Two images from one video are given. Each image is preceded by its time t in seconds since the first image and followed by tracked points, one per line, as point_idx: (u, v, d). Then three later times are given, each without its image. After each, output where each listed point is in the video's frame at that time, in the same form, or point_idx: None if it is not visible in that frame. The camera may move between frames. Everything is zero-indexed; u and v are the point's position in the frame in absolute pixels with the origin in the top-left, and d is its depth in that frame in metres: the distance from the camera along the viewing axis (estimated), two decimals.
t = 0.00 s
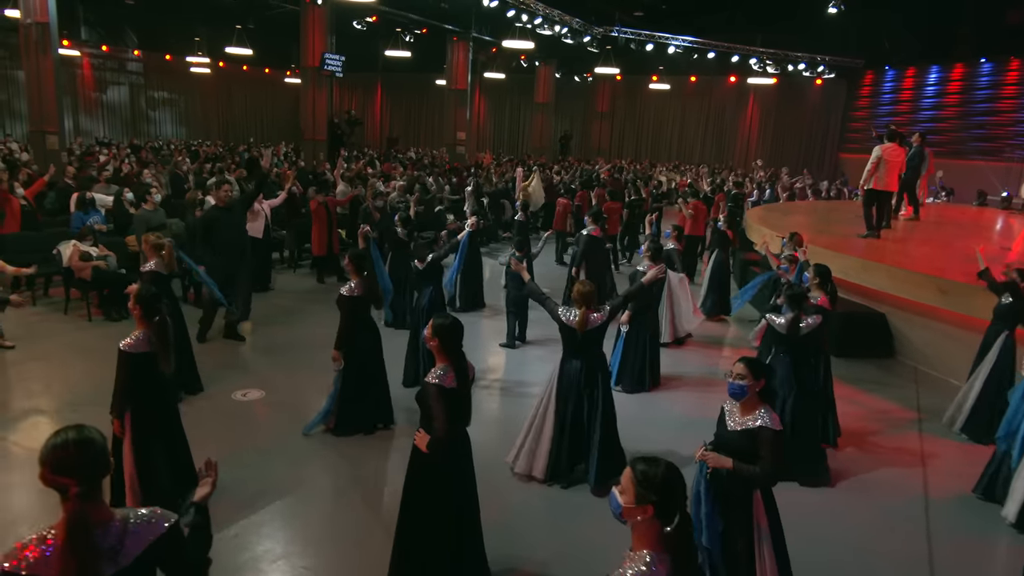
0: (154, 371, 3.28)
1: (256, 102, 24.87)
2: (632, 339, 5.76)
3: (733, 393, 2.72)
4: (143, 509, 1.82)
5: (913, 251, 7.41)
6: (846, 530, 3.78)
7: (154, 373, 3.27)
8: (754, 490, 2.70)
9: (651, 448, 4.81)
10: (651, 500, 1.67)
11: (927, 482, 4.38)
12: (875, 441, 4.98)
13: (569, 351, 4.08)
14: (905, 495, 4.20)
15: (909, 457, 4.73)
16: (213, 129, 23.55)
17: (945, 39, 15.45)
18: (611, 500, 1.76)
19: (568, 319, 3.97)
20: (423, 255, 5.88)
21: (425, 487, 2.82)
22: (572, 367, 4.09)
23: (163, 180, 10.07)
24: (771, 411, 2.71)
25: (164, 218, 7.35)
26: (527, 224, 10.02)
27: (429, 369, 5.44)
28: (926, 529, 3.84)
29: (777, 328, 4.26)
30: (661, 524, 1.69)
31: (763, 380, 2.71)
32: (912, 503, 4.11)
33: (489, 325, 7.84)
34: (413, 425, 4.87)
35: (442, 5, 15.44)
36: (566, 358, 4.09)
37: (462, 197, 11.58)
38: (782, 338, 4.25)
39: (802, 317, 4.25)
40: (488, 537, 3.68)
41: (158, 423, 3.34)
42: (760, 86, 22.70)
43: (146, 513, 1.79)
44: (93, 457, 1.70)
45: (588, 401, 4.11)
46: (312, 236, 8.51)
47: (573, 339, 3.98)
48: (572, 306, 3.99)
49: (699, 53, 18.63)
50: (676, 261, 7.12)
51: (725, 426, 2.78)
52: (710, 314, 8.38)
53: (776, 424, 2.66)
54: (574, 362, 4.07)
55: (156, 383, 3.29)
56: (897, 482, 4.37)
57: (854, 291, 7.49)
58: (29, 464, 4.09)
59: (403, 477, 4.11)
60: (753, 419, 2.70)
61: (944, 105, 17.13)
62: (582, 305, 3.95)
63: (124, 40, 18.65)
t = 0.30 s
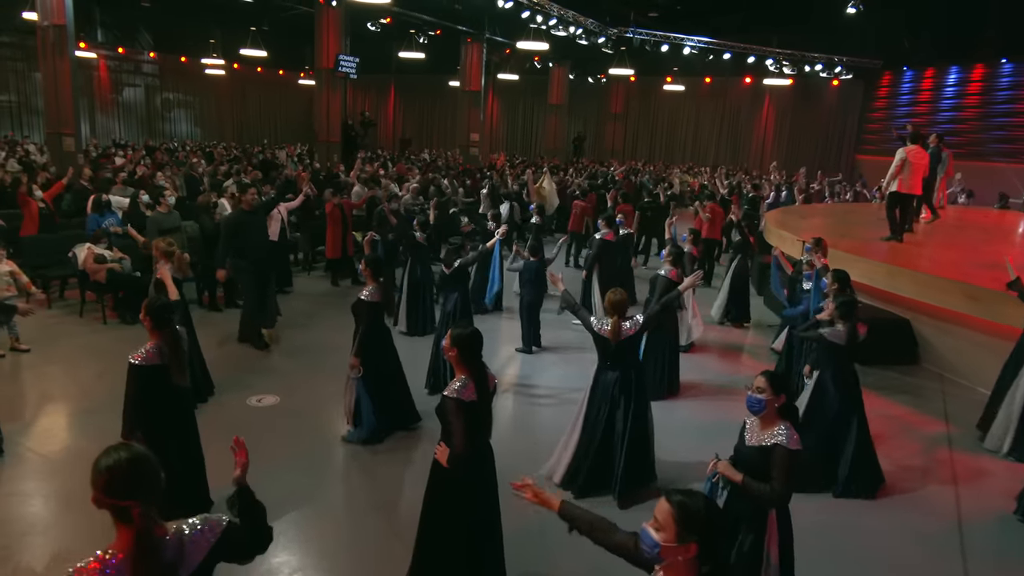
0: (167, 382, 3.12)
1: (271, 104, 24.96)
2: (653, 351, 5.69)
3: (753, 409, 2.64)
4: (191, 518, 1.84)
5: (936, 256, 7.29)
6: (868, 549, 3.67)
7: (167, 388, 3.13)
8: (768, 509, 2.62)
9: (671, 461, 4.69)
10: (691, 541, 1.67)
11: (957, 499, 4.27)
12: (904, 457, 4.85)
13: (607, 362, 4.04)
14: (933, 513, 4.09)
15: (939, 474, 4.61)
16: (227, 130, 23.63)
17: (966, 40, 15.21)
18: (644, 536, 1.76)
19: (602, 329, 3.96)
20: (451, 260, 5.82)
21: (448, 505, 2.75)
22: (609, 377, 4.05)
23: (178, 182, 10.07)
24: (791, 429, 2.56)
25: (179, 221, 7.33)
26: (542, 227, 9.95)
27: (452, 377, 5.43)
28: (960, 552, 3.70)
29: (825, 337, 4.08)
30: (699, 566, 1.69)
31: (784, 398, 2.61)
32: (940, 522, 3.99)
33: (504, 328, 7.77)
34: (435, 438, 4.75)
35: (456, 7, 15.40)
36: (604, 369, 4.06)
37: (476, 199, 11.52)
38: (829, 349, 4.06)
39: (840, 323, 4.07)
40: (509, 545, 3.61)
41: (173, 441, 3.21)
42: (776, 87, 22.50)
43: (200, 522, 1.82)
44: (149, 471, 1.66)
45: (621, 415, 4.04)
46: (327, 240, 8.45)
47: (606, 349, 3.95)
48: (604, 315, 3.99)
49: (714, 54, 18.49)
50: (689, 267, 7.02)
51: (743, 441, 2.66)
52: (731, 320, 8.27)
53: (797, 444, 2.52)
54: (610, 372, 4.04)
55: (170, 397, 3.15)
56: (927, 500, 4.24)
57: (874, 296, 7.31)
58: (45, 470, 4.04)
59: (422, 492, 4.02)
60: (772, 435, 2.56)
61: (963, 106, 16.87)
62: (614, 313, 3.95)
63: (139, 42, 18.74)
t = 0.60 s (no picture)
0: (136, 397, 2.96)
1: (259, 103, 24.74)
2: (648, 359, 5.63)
3: (760, 426, 2.58)
4: (186, 535, 1.85)
5: (926, 261, 7.30)
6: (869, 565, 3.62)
7: (139, 404, 2.97)
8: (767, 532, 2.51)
9: (668, 470, 4.65)
10: None
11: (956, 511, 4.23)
12: (901, 467, 4.81)
13: (609, 367, 3.99)
14: (933, 525, 4.05)
15: (936, 485, 4.57)
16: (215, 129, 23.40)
17: (956, 45, 15.31)
18: None
19: (604, 334, 3.88)
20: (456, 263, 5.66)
21: (447, 519, 2.68)
22: (610, 381, 4.00)
23: (163, 181, 9.90)
24: (796, 448, 2.49)
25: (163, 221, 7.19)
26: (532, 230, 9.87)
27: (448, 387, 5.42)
28: (962, 568, 3.65)
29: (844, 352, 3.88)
30: None
31: (794, 416, 2.54)
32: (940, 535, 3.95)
33: (498, 330, 7.70)
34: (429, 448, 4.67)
35: (447, 6, 15.30)
36: (606, 371, 4.01)
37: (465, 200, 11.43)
38: (847, 362, 3.89)
39: (846, 332, 3.92)
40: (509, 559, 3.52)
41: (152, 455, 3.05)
42: (765, 90, 22.55)
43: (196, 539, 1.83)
44: (147, 498, 1.64)
45: (622, 423, 4.00)
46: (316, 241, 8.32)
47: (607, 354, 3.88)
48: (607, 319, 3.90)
49: (705, 57, 18.48)
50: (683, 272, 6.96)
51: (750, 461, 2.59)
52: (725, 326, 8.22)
53: (802, 464, 2.44)
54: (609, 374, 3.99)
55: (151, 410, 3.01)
56: (927, 513, 4.19)
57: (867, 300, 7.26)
58: (24, 482, 3.91)
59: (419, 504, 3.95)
60: (776, 453, 2.49)
61: (950, 111, 16.98)
62: (617, 318, 3.86)
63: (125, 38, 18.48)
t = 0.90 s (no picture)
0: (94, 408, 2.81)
1: (225, 97, 24.28)
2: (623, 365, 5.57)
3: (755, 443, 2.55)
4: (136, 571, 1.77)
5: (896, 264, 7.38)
6: None
7: (93, 417, 2.82)
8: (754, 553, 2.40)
9: (649, 476, 4.61)
10: None
11: (933, 520, 4.27)
12: (876, 474, 4.84)
13: (580, 367, 3.98)
14: (912, 536, 4.07)
15: (911, 493, 4.59)
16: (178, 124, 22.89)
17: (920, 51, 15.60)
18: None
19: (579, 336, 3.83)
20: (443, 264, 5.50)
21: (428, 535, 2.61)
22: (582, 381, 4.01)
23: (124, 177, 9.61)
24: (787, 467, 2.41)
25: (122, 221, 6.96)
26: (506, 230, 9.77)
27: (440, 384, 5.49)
28: None
29: (829, 365, 3.80)
30: None
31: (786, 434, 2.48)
32: (922, 547, 3.95)
33: (473, 332, 7.62)
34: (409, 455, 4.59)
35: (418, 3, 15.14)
36: (579, 373, 3.99)
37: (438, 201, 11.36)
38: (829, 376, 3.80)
39: (825, 343, 3.87)
40: None
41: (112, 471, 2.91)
42: (734, 93, 22.79)
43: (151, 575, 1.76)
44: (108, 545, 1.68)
45: (602, 423, 4.00)
46: (290, 240, 8.10)
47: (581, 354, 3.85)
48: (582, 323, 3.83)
49: (675, 59, 18.59)
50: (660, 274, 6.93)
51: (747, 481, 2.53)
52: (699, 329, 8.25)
53: (791, 485, 2.36)
54: (582, 376, 3.98)
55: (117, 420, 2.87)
56: (903, 521, 4.22)
57: (839, 302, 7.30)
58: None
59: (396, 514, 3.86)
60: (765, 470, 2.42)
61: (912, 115, 17.33)
62: (592, 322, 3.79)
63: (84, 30, 17.94)
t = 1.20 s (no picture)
0: (59, 445, 2.72)
1: (180, 98, 23.68)
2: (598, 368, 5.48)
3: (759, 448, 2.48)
4: None
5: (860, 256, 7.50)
6: None
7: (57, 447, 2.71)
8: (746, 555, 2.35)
9: (634, 478, 4.56)
10: None
11: (914, 519, 4.29)
12: (854, 470, 4.86)
13: (551, 362, 4.02)
14: (893, 536, 4.09)
15: (889, 489, 4.62)
16: (131, 126, 22.26)
17: (875, 46, 15.92)
18: None
19: (551, 331, 3.90)
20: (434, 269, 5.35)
21: (413, 553, 2.52)
22: (553, 376, 4.06)
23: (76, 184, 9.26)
24: (787, 472, 2.32)
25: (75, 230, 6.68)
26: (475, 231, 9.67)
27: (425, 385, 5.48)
28: None
29: (817, 366, 3.74)
30: None
31: (783, 439, 2.38)
32: (906, 550, 3.96)
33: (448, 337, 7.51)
34: (386, 468, 4.47)
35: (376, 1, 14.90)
36: (550, 367, 4.03)
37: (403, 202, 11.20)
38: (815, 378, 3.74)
39: (806, 345, 3.83)
40: None
41: (77, 515, 2.80)
42: (694, 89, 23.00)
43: None
44: None
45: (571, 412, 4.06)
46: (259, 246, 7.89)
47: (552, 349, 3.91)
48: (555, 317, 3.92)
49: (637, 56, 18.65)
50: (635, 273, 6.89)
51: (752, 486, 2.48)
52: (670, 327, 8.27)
53: (787, 492, 2.29)
54: (553, 370, 4.03)
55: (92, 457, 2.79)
56: (883, 519, 4.25)
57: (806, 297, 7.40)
58: None
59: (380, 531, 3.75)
60: (761, 476, 2.34)
61: (868, 109, 17.69)
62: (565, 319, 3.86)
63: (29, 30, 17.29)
